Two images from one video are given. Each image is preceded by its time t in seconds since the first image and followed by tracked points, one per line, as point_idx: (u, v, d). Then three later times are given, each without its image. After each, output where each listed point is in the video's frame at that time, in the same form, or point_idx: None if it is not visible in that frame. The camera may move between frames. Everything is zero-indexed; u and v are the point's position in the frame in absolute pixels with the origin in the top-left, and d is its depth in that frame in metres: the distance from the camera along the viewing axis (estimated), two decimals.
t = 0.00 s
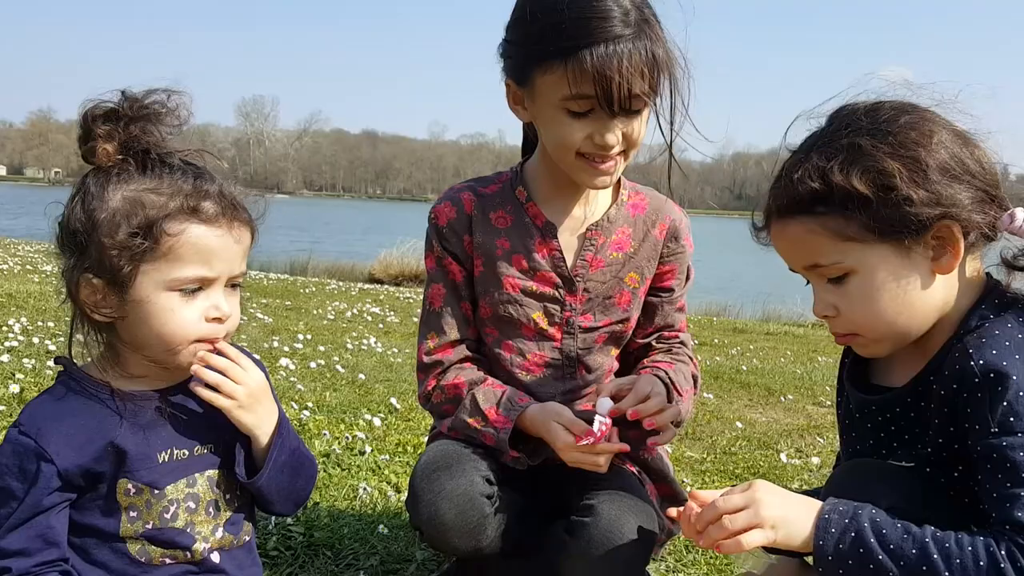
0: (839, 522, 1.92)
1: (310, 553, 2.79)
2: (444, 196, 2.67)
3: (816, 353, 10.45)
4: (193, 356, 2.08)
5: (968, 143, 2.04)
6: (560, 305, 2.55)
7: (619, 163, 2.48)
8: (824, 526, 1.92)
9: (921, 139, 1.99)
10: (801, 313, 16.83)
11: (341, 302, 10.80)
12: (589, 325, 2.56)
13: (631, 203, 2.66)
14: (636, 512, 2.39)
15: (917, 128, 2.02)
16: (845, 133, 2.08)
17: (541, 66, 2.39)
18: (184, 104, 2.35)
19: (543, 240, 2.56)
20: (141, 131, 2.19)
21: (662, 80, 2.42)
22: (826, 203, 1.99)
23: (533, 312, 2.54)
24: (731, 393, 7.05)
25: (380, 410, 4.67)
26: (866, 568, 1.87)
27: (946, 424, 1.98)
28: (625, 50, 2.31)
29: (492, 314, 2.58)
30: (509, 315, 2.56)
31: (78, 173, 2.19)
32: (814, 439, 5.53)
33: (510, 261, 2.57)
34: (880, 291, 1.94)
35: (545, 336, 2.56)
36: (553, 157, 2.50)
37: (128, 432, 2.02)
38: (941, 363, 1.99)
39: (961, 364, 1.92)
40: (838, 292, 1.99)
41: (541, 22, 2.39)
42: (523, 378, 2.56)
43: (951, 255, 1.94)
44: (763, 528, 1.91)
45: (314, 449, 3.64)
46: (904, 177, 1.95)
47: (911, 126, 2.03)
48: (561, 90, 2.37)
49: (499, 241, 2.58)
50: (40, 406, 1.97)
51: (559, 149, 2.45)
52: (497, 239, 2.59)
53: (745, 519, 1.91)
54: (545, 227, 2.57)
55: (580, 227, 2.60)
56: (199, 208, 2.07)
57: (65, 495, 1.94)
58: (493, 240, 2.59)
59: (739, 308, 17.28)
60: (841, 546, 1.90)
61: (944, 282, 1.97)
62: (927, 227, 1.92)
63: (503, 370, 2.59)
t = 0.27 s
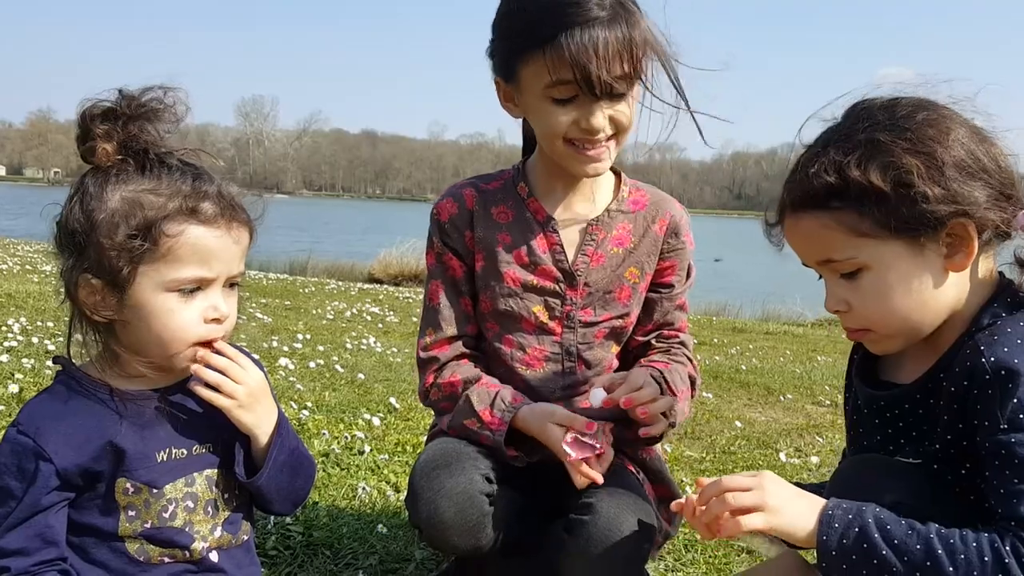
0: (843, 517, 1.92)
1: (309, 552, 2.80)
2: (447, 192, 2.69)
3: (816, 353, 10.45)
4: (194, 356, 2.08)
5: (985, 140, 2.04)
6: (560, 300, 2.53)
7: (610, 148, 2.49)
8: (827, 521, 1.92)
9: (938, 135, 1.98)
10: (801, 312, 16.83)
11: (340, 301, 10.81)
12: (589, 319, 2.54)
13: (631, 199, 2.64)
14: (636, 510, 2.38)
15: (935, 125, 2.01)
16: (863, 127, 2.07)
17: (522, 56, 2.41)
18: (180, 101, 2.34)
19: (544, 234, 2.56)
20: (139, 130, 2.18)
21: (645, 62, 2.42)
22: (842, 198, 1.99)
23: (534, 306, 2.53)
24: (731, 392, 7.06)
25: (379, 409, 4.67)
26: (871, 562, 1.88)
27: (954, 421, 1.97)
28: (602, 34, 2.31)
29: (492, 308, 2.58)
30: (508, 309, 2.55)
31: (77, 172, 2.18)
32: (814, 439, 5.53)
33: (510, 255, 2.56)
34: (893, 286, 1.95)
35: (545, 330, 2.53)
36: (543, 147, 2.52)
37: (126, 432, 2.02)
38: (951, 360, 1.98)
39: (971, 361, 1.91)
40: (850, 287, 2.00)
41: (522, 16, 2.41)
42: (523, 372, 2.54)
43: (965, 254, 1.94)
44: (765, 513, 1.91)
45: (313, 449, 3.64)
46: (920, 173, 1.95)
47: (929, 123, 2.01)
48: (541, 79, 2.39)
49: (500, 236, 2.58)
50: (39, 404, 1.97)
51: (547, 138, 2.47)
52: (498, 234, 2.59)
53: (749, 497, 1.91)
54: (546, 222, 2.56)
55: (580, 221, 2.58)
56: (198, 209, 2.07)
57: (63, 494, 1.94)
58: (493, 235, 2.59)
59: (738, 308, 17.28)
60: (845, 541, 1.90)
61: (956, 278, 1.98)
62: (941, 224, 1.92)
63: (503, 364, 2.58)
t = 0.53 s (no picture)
0: (837, 506, 1.93)
1: (309, 552, 2.79)
2: (455, 191, 2.70)
3: (816, 353, 10.45)
4: (196, 360, 2.10)
5: (1009, 141, 2.00)
6: (566, 297, 2.53)
7: (594, 145, 2.48)
8: (822, 510, 1.93)
9: (960, 133, 1.96)
10: (800, 312, 16.84)
11: (340, 302, 10.81)
12: (594, 317, 2.53)
13: (637, 198, 2.64)
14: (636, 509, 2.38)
15: (957, 123, 1.99)
16: (884, 121, 2.06)
17: (494, 69, 2.45)
18: (174, 98, 2.33)
19: (548, 230, 2.55)
20: (136, 132, 2.18)
21: (603, 56, 2.38)
22: (854, 187, 2.00)
23: (538, 303, 2.53)
24: (731, 392, 7.06)
25: (379, 410, 4.66)
26: (864, 547, 1.87)
27: (958, 415, 1.96)
28: (553, 39, 2.31)
29: (497, 306, 2.57)
30: (515, 307, 2.54)
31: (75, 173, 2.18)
32: (813, 439, 5.53)
33: (515, 254, 2.55)
34: (895, 277, 1.96)
35: (550, 327, 2.53)
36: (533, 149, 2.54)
37: (125, 433, 2.01)
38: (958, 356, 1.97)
39: (975, 356, 1.91)
40: (855, 274, 2.01)
41: (490, 31, 2.44)
42: (529, 369, 2.52)
43: (971, 255, 1.93)
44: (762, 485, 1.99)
45: (312, 449, 3.64)
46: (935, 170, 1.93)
47: (952, 120, 1.99)
48: (511, 89, 2.42)
49: (506, 233, 2.58)
50: (37, 405, 1.96)
51: (533, 142, 2.49)
52: (504, 231, 2.59)
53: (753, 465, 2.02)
54: (551, 219, 2.56)
55: (581, 221, 2.58)
56: (197, 211, 2.07)
57: (62, 495, 1.94)
58: (498, 236, 2.59)
59: (738, 308, 17.29)
60: (839, 529, 1.90)
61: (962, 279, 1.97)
62: (947, 224, 1.91)
63: (507, 361, 2.57)
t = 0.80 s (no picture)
0: (827, 501, 1.92)
1: (309, 554, 2.79)
2: (450, 197, 2.71)
3: (816, 354, 10.46)
4: (200, 363, 2.10)
5: None
6: (563, 298, 2.53)
7: (582, 153, 2.48)
8: (812, 504, 1.92)
9: (980, 130, 1.95)
10: (800, 313, 16.83)
11: (340, 303, 10.81)
12: (592, 316, 2.53)
13: (632, 198, 2.64)
14: (636, 509, 2.37)
15: (978, 119, 1.97)
16: (905, 116, 2.05)
17: (486, 74, 2.46)
18: (171, 97, 2.31)
19: (544, 233, 2.55)
20: (136, 133, 2.16)
21: (593, 67, 2.37)
22: (871, 179, 1.99)
23: (537, 305, 2.53)
24: (731, 393, 7.05)
25: (379, 410, 4.66)
26: (853, 541, 1.87)
27: (961, 411, 1.96)
28: (542, 49, 2.31)
29: (496, 308, 2.57)
30: (514, 308, 2.54)
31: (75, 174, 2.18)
32: (813, 440, 5.53)
33: (512, 257, 2.55)
34: (908, 272, 1.96)
35: (548, 328, 2.53)
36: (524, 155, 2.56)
37: (125, 435, 2.01)
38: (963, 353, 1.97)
39: (979, 351, 1.92)
40: (868, 267, 2.01)
41: (483, 38, 2.45)
42: (528, 370, 2.52)
43: (986, 252, 1.93)
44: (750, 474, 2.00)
45: (312, 450, 3.64)
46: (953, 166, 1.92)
47: (973, 116, 1.97)
48: (501, 95, 2.43)
49: (502, 236, 2.58)
50: (38, 406, 1.97)
51: (525, 147, 2.51)
52: (499, 234, 2.59)
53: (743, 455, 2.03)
54: (547, 221, 2.56)
55: (577, 222, 2.58)
56: (207, 215, 2.07)
57: (63, 497, 1.94)
58: (495, 239, 2.58)
59: (738, 309, 17.28)
60: (829, 523, 1.89)
61: (976, 276, 1.97)
62: (963, 222, 1.90)
63: (507, 364, 2.56)
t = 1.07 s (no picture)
0: (825, 492, 1.93)
1: (309, 554, 2.79)
2: (447, 199, 2.71)
3: (815, 354, 10.46)
4: (204, 366, 2.10)
5: None
6: (562, 299, 2.53)
7: (587, 149, 2.48)
8: (810, 496, 1.93)
9: (1000, 128, 1.94)
10: (800, 314, 16.84)
11: (340, 303, 10.80)
12: (591, 316, 2.53)
13: (628, 197, 2.64)
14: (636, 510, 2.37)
15: (999, 117, 1.96)
16: (925, 108, 2.06)
17: (492, 70, 2.44)
18: (171, 101, 2.30)
19: (541, 233, 2.55)
20: (138, 137, 2.15)
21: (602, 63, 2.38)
22: (889, 171, 1.99)
23: (537, 306, 2.52)
24: (730, 394, 7.06)
25: (379, 411, 4.66)
26: (849, 531, 1.88)
27: (966, 410, 1.97)
28: (553, 43, 2.31)
29: (495, 309, 2.57)
30: (512, 309, 2.54)
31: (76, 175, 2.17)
32: (813, 441, 5.53)
33: (510, 257, 2.55)
34: (920, 267, 1.96)
35: (547, 329, 2.53)
36: (528, 153, 2.54)
37: (126, 435, 2.01)
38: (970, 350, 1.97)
39: (984, 350, 1.91)
40: (880, 261, 2.01)
41: (488, 36, 2.44)
42: (528, 371, 2.52)
43: (999, 251, 1.92)
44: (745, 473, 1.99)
45: (312, 450, 3.64)
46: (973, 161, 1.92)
47: (995, 114, 1.97)
48: (509, 91, 2.42)
49: (499, 238, 2.58)
50: (39, 407, 1.97)
51: (530, 146, 2.49)
52: (496, 236, 2.59)
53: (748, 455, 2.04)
54: (544, 223, 2.56)
55: (574, 223, 2.58)
56: (216, 217, 2.07)
57: (64, 497, 1.93)
58: (493, 241, 2.58)
59: (737, 309, 17.28)
60: (826, 514, 1.90)
61: (988, 275, 1.97)
62: (978, 219, 1.90)
63: (507, 365, 2.56)
